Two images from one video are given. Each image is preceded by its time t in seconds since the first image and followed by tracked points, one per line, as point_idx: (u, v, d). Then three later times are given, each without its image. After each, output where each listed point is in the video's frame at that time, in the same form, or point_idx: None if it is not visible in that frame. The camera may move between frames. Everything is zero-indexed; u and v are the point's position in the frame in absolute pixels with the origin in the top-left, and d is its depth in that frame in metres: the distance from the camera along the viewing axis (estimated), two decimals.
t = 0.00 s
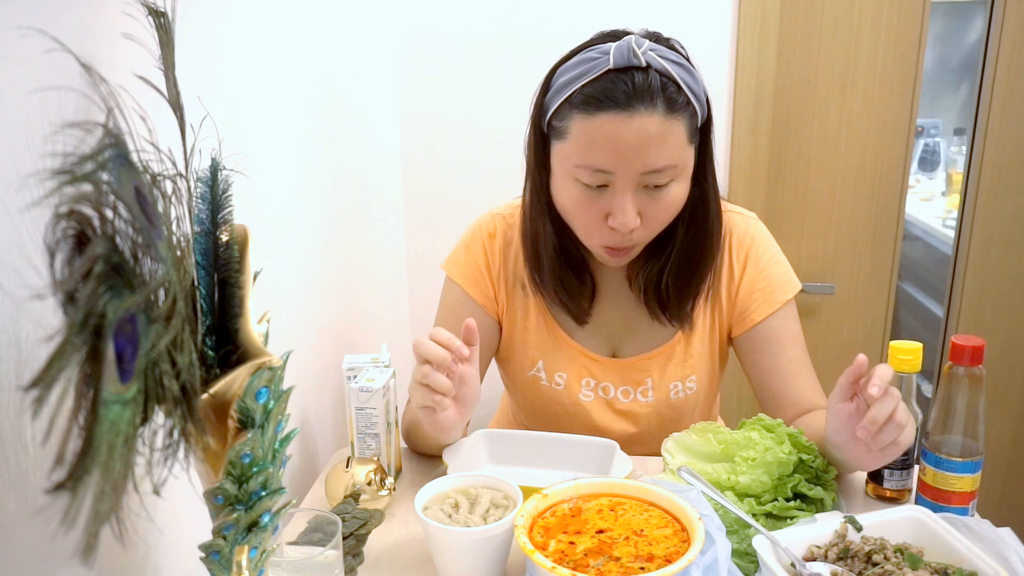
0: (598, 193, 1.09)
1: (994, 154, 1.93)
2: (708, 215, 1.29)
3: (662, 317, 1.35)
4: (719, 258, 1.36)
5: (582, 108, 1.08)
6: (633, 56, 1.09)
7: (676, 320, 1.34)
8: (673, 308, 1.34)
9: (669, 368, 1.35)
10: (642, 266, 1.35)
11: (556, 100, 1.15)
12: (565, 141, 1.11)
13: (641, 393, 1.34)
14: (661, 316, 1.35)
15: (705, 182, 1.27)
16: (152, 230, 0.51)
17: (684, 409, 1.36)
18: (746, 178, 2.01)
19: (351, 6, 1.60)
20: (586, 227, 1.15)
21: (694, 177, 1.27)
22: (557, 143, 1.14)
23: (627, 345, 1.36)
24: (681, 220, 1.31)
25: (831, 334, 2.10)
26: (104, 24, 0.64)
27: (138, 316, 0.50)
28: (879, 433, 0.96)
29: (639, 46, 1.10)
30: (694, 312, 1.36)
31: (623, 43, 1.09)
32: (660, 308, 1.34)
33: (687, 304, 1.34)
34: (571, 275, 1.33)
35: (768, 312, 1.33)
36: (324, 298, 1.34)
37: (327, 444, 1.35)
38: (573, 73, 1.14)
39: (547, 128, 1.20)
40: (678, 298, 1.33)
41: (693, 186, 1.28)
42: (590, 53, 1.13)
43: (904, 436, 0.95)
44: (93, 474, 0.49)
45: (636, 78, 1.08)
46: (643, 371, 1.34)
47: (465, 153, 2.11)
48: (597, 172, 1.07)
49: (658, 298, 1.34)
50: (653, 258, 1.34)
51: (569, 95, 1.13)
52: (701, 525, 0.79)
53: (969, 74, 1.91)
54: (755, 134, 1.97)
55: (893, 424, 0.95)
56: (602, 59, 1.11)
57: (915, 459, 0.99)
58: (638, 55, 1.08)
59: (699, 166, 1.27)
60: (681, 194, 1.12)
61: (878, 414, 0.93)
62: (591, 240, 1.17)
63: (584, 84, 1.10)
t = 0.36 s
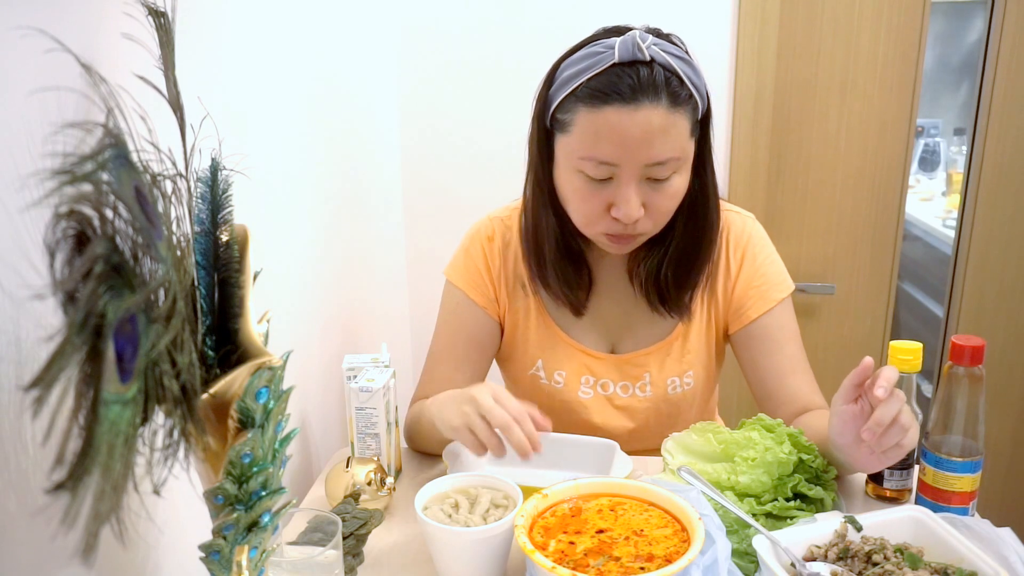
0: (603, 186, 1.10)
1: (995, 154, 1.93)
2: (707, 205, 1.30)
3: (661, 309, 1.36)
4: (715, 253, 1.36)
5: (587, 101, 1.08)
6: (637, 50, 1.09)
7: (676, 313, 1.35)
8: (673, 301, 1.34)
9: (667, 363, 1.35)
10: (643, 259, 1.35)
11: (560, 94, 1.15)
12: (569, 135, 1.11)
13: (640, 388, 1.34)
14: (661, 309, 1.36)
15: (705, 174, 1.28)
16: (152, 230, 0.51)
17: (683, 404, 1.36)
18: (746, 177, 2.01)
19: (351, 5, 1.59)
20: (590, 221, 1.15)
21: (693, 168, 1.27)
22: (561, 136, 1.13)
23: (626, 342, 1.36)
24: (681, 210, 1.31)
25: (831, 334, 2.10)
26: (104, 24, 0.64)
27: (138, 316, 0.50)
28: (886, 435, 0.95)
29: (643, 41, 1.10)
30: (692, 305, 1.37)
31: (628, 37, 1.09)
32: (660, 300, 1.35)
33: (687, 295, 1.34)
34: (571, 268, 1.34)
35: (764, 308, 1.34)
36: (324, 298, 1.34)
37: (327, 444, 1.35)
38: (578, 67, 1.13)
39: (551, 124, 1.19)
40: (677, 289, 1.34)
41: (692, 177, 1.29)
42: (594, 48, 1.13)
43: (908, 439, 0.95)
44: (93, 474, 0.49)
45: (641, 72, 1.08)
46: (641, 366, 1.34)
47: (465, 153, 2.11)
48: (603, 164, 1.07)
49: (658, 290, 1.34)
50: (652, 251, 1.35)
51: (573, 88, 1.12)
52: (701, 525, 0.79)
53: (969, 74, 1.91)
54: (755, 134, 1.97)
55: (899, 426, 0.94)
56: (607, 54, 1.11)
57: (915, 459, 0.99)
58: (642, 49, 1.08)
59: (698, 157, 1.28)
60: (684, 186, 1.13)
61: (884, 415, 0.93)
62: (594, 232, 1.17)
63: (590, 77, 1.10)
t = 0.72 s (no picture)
0: (605, 179, 1.10)
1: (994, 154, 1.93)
2: (703, 198, 1.30)
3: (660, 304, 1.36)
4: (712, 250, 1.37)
5: (589, 94, 1.08)
6: (637, 43, 1.09)
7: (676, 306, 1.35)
8: (673, 295, 1.34)
9: (665, 362, 1.35)
10: (642, 254, 1.36)
11: (560, 89, 1.15)
12: (571, 129, 1.11)
13: (638, 387, 1.34)
14: (660, 303, 1.36)
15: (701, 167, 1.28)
16: (152, 230, 0.51)
17: (682, 403, 1.36)
18: (746, 177, 2.01)
19: (351, 4, 1.59)
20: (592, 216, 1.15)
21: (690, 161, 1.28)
22: (562, 131, 1.13)
23: (624, 341, 1.36)
24: (678, 204, 1.32)
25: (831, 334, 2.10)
26: (104, 24, 0.64)
27: (138, 316, 0.50)
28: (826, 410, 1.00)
29: (641, 33, 1.10)
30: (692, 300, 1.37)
31: (627, 30, 1.10)
32: (660, 295, 1.35)
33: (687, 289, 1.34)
34: (569, 264, 1.34)
35: (763, 308, 1.34)
36: (324, 298, 1.34)
37: (327, 444, 1.35)
38: (578, 61, 1.13)
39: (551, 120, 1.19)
40: (676, 283, 1.34)
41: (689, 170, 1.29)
42: (594, 41, 1.13)
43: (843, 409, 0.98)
44: (93, 474, 0.49)
45: (641, 64, 1.08)
46: (638, 365, 1.34)
47: (465, 153, 2.10)
48: (605, 157, 1.07)
49: (657, 284, 1.35)
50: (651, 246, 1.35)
51: (574, 82, 1.12)
52: (701, 524, 0.79)
53: (969, 74, 1.91)
54: (755, 134, 1.97)
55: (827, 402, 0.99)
56: (606, 47, 1.10)
57: (915, 459, 0.99)
58: (641, 41, 1.09)
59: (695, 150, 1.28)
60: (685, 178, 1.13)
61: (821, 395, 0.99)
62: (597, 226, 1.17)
63: (590, 70, 1.10)
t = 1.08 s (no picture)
0: (603, 181, 1.10)
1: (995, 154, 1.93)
2: (701, 195, 1.31)
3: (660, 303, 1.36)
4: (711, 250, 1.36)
5: (585, 98, 1.08)
6: (631, 45, 1.09)
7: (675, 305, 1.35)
8: (672, 294, 1.35)
9: (665, 363, 1.35)
10: (641, 253, 1.36)
11: (556, 93, 1.15)
12: (568, 132, 1.11)
13: (637, 388, 1.34)
14: (660, 302, 1.36)
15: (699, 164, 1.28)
16: (152, 230, 0.50)
17: (682, 404, 1.36)
18: (747, 177, 2.01)
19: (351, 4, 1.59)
20: (592, 219, 1.14)
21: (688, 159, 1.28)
22: (560, 134, 1.13)
23: (623, 341, 1.36)
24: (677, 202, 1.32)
25: (831, 334, 2.10)
26: (104, 24, 0.64)
27: (138, 316, 0.50)
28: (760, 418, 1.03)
29: (636, 35, 1.10)
30: (691, 299, 1.37)
31: (621, 32, 1.09)
32: (660, 294, 1.35)
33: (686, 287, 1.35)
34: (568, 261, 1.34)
35: (764, 308, 1.35)
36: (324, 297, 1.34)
37: (327, 444, 1.35)
38: (573, 64, 1.13)
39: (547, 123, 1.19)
40: (675, 281, 1.34)
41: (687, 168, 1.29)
42: (588, 44, 1.13)
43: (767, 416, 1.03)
44: (93, 474, 0.49)
45: (637, 66, 1.08)
46: (638, 366, 1.34)
47: (465, 153, 2.10)
48: (603, 160, 1.07)
49: (656, 283, 1.35)
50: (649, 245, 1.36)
51: (569, 85, 1.12)
52: (701, 525, 0.79)
53: (969, 74, 1.91)
54: (755, 134, 1.97)
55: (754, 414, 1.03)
56: (601, 50, 1.10)
57: (916, 459, 0.99)
58: (636, 43, 1.08)
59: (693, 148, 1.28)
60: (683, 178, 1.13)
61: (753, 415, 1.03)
62: (598, 229, 1.16)
63: (585, 74, 1.10)
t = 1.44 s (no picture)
0: (603, 178, 1.10)
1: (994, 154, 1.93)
2: (701, 194, 1.31)
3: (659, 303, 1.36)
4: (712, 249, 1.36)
5: (586, 93, 1.08)
6: (634, 42, 1.09)
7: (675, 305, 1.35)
8: (672, 294, 1.35)
9: (666, 362, 1.35)
10: (641, 252, 1.36)
11: (558, 88, 1.15)
12: (569, 128, 1.11)
13: (638, 387, 1.34)
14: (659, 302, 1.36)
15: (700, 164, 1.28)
16: (152, 230, 0.50)
17: (682, 403, 1.36)
18: (747, 177, 2.01)
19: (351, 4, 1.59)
20: (591, 215, 1.15)
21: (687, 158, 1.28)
22: (561, 130, 1.13)
23: (623, 340, 1.36)
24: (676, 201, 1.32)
25: (831, 334, 2.10)
26: (104, 23, 0.64)
27: (138, 316, 0.49)
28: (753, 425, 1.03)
29: (639, 33, 1.10)
30: (692, 298, 1.37)
31: (624, 29, 1.10)
32: (659, 294, 1.35)
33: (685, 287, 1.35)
34: (568, 259, 1.34)
35: (764, 308, 1.36)
36: (325, 297, 1.34)
37: (327, 444, 1.35)
38: (575, 61, 1.13)
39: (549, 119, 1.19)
40: (675, 281, 1.34)
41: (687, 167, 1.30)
42: (591, 40, 1.13)
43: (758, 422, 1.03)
44: (93, 473, 0.49)
45: (639, 63, 1.08)
46: (639, 365, 1.34)
47: (465, 153, 2.10)
48: (603, 156, 1.07)
49: (656, 282, 1.35)
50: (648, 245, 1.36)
51: (571, 81, 1.12)
52: (701, 525, 0.79)
53: (969, 73, 1.91)
54: (755, 134, 1.97)
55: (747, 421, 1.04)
56: (604, 46, 1.10)
57: (915, 459, 0.99)
58: (639, 40, 1.09)
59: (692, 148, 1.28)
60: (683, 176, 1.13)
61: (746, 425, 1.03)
62: (596, 226, 1.16)
63: (588, 69, 1.10)
